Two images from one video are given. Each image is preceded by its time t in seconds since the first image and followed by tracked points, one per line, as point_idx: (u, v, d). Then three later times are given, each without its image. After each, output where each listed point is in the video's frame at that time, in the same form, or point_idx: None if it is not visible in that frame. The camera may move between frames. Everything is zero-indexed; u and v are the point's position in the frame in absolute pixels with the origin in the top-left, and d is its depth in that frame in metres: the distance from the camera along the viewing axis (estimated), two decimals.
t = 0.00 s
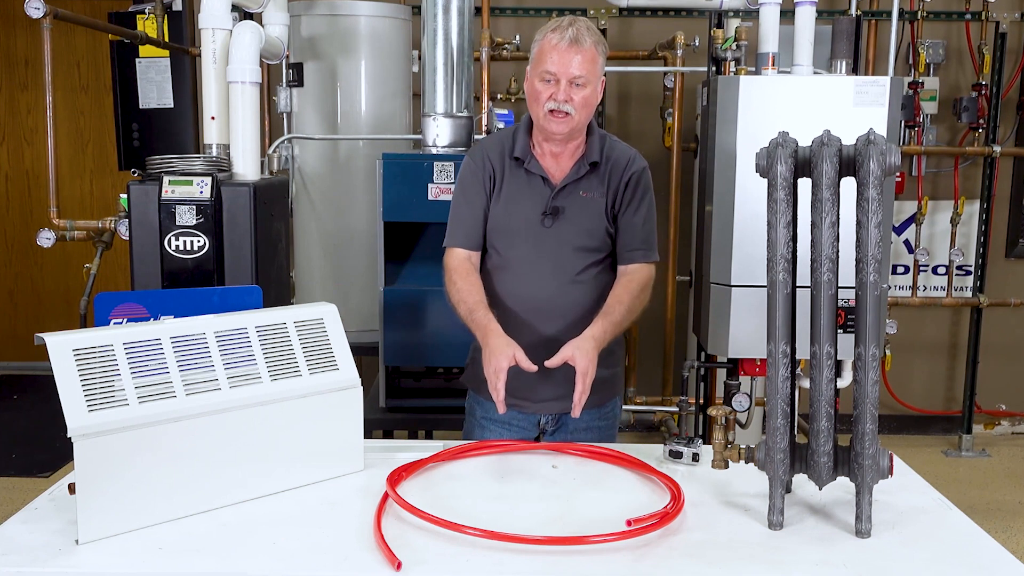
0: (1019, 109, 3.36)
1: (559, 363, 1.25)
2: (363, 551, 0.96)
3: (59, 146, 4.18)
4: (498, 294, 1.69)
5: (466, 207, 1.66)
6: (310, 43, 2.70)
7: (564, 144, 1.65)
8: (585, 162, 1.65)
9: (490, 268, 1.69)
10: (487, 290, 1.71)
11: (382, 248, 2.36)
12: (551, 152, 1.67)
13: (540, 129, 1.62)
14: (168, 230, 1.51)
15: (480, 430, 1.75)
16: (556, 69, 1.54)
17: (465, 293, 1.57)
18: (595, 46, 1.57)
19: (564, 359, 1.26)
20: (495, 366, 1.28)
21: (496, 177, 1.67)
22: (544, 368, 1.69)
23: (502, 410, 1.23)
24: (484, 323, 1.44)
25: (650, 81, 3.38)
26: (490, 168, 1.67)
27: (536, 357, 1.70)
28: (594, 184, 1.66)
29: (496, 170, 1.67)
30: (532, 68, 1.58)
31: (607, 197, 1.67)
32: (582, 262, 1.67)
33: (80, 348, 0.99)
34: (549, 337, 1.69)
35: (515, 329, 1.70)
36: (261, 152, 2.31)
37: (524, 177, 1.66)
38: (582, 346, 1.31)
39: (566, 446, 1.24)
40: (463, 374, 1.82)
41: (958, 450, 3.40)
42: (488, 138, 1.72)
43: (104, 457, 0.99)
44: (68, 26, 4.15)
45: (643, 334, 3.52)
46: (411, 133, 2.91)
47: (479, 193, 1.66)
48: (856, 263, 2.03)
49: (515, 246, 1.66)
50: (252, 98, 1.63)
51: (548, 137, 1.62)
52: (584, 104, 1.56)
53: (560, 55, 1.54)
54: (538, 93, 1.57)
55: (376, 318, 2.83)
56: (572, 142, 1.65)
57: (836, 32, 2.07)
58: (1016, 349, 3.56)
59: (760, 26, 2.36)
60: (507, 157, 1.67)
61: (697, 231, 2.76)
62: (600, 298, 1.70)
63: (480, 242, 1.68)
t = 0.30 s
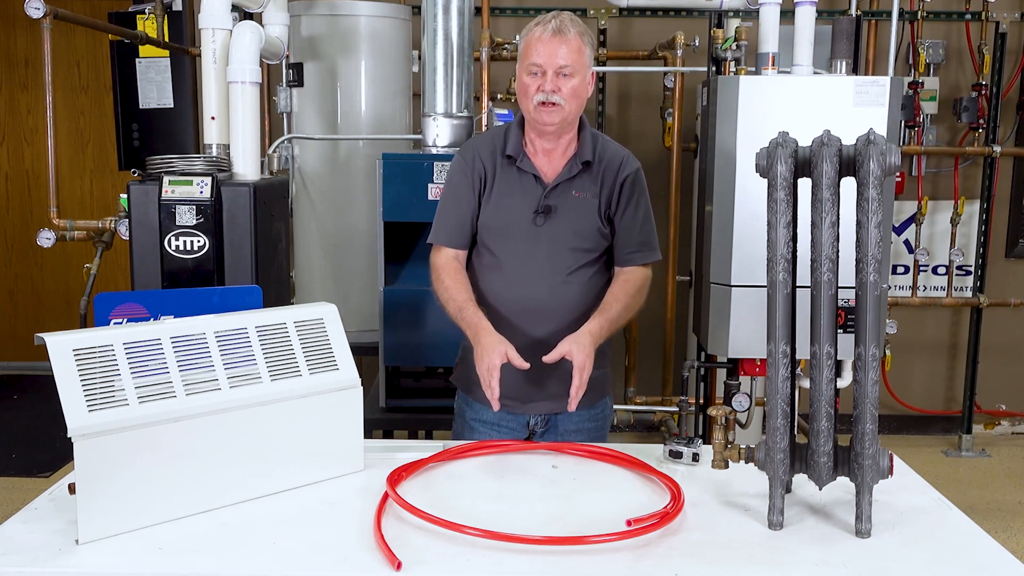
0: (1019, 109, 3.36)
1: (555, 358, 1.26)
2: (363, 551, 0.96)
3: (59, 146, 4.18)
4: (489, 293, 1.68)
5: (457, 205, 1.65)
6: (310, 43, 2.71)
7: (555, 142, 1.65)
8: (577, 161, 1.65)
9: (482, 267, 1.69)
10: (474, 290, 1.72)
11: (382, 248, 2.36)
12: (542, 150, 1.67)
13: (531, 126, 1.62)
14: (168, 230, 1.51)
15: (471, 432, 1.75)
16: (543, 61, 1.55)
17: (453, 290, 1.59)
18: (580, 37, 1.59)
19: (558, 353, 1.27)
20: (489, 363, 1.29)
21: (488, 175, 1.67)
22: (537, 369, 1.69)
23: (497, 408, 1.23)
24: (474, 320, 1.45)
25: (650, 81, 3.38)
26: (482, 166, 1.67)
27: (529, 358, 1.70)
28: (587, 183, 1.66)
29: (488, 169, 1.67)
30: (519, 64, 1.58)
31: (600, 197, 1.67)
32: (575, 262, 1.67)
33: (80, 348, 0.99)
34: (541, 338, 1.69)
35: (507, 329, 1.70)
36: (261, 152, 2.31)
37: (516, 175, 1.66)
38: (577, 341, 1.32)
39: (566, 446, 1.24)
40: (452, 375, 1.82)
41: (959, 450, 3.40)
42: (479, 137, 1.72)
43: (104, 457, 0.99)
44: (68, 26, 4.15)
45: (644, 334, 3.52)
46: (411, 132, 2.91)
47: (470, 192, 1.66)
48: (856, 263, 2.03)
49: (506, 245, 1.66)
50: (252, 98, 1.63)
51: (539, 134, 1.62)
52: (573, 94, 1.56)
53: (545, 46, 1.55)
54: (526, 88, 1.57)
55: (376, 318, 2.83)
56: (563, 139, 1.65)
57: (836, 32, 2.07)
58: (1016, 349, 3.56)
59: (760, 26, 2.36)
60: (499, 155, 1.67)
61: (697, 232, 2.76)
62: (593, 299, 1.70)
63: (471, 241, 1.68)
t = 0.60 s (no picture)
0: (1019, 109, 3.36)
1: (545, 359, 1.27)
2: (363, 551, 0.96)
3: (59, 146, 4.18)
4: (482, 294, 1.68)
5: (448, 206, 1.65)
6: (310, 43, 2.71)
7: (546, 140, 1.65)
8: (569, 160, 1.65)
9: (474, 268, 1.69)
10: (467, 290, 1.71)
11: (382, 248, 2.36)
12: (534, 149, 1.67)
13: (522, 125, 1.62)
14: (168, 230, 1.51)
15: (464, 433, 1.75)
16: (536, 60, 1.55)
17: (447, 291, 1.58)
18: (573, 36, 1.58)
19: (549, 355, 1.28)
20: (486, 363, 1.30)
21: (478, 175, 1.67)
22: (530, 369, 1.69)
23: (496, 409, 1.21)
24: (470, 319, 1.45)
25: (650, 81, 3.38)
26: (473, 166, 1.67)
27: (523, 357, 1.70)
28: (578, 182, 1.66)
29: (479, 169, 1.66)
30: (512, 62, 1.58)
31: (591, 196, 1.67)
32: (567, 261, 1.67)
33: (80, 348, 0.99)
34: (535, 338, 1.69)
35: (501, 330, 1.70)
36: (261, 152, 2.31)
37: (507, 175, 1.66)
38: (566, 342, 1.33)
39: (566, 447, 1.24)
40: (444, 376, 1.82)
41: (958, 450, 3.40)
42: (469, 137, 1.71)
43: (104, 457, 0.99)
44: (68, 26, 4.15)
45: (643, 334, 3.52)
46: (411, 133, 2.91)
47: (461, 192, 1.66)
48: (856, 263, 2.03)
49: (498, 245, 1.66)
50: (252, 98, 1.63)
51: (531, 132, 1.62)
52: (565, 93, 1.57)
53: (539, 45, 1.55)
54: (519, 85, 1.57)
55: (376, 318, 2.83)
56: (554, 137, 1.65)
57: (836, 32, 2.07)
58: (1016, 349, 3.56)
59: (760, 26, 2.36)
60: (490, 155, 1.67)
61: (697, 232, 2.76)
62: (586, 298, 1.71)
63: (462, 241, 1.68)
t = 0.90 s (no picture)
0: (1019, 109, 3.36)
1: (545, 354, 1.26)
2: (363, 551, 0.96)
3: (59, 146, 4.18)
4: (477, 295, 1.68)
5: (442, 207, 1.65)
6: (310, 43, 2.71)
7: (539, 141, 1.65)
8: (562, 160, 1.66)
9: (469, 269, 1.69)
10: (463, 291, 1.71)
11: (382, 248, 2.36)
12: (527, 150, 1.67)
13: (515, 126, 1.62)
14: (168, 230, 1.51)
15: (461, 434, 1.75)
16: (528, 64, 1.54)
17: (443, 292, 1.57)
18: (565, 38, 1.58)
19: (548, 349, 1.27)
20: (483, 361, 1.29)
21: (472, 176, 1.67)
22: (526, 369, 1.69)
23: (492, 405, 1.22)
24: (467, 319, 1.44)
25: (650, 81, 3.38)
26: (466, 167, 1.66)
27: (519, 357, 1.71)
28: (572, 182, 1.66)
29: (473, 170, 1.66)
30: (503, 64, 1.58)
31: (585, 196, 1.67)
32: (562, 261, 1.67)
33: (80, 348, 0.99)
34: (531, 338, 1.69)
35: (497, 330, 1.70)
36: (261, 152, 2.31)
37: (501, 175, 1.66)
38: (565, 337, 1.32)
39: (566, 446, 1.24)
40: (440, 377, 1.82)
41: (958, 450, 3.40)
42: (462, 137, 1.71)
43: (104, 457, 0.99)
44: (68, 26, 4.15)
45: (643, 334, 3.52)
46: (411, 133, 2.91)
47: (455, 192, 1.65)
48: (856, 263, 2.03)
49: (493, 246, 1.66)
50: (252, 98, 1.63)
51: (524, 133, 1.62)
52: (558, 95, 1.56)
53: (531, 48, 1.54)
54: (511, 88, 1.56)
55: (376, 318, 2.84)
56: (547, 138, 1.65)
57: (836, 32, 2.06)
58: (1016, 349, 3.56)
59: (760, 26, 2.36)
60: (483, 156, 1.67)
61: (697, 232, 2.76)
62: (582, 297, 1.71)
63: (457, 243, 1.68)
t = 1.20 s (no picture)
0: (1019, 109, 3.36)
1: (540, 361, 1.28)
2: (363, 551, 0.96)
3: (59, 147, 4.18)
4: (476, 296, 1.68)
5: (441, 208, 1.65)
6: (310, 43, 2.71)
7: (538, 141, 1.65)
8: (561, 161, 1.65)
9: (468, 270, 1.69)
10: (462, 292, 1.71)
11: (382, 248, 2.36)
12: (525, 151, 1.67)
13: (514, 127, 1.62)
14: (168, 230, 1.51)
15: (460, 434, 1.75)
16: (526, 64, 1.54)
17: (443, 295, 1.57)
18: (563, 38, 1.58)
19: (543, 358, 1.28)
20: (483, 369, 1.29)
21: (471, 177, 1.66)
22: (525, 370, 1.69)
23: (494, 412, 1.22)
24: (467, 323, 1.45)
25: (650, 81, 3.38)
26: (465, 168, 1.66)
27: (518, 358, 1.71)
28: (571, 183, 1.66)
29: (472, 171, 1.66)
30: (501, 65, 1.57)
31: (584, 197, 1.67)
32: (561, 262, 1.67)
33: (80, 348, 0.99)
34: (530, 340, 1.69)
35: (496, 332, 1.70)
36: (261, 152, 2.31)
37: (500, 177, 1.66)
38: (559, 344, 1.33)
39: (566, 447, 1.24)
40: (439, 377, 1.82)
41: (959, 450, 3.40)
42: (461, 138, 1.71)
43: (104, 457, 0.99)
44: (68, 26, 4.15)
45: (644, 333, 3.52)
46: (411, 133, 2.91)
47: (454, 194, 1.65)
48: (856, 263, 2.03)
49: (492, 247, 1.66)
50: (252, 98, 1.63)
51: (522, 134, 1.62)
52: (556, 96, 1.56)
53: (529, 49, 1.54)
54: (508, 89, 1.56)
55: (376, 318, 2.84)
56: (546, 139, 1.65)
57: (836, 32, 2.06)
58: (1016, 349, 3.56)
59: (760, 26, 2.36)
60: (481, 158, 1.66)
61: (697, 232, 2.76)
62: (581, 298, 1.71)
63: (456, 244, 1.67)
